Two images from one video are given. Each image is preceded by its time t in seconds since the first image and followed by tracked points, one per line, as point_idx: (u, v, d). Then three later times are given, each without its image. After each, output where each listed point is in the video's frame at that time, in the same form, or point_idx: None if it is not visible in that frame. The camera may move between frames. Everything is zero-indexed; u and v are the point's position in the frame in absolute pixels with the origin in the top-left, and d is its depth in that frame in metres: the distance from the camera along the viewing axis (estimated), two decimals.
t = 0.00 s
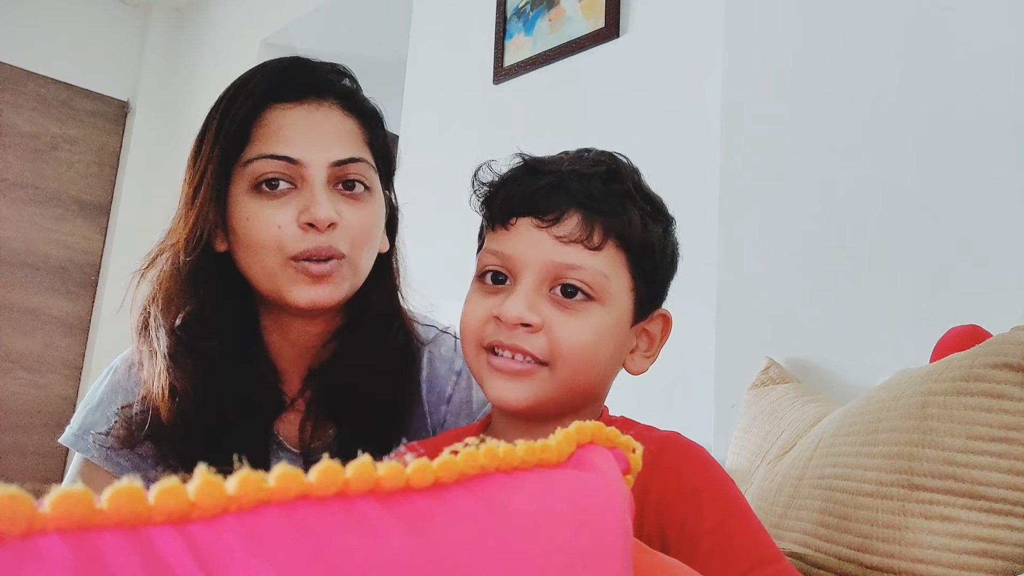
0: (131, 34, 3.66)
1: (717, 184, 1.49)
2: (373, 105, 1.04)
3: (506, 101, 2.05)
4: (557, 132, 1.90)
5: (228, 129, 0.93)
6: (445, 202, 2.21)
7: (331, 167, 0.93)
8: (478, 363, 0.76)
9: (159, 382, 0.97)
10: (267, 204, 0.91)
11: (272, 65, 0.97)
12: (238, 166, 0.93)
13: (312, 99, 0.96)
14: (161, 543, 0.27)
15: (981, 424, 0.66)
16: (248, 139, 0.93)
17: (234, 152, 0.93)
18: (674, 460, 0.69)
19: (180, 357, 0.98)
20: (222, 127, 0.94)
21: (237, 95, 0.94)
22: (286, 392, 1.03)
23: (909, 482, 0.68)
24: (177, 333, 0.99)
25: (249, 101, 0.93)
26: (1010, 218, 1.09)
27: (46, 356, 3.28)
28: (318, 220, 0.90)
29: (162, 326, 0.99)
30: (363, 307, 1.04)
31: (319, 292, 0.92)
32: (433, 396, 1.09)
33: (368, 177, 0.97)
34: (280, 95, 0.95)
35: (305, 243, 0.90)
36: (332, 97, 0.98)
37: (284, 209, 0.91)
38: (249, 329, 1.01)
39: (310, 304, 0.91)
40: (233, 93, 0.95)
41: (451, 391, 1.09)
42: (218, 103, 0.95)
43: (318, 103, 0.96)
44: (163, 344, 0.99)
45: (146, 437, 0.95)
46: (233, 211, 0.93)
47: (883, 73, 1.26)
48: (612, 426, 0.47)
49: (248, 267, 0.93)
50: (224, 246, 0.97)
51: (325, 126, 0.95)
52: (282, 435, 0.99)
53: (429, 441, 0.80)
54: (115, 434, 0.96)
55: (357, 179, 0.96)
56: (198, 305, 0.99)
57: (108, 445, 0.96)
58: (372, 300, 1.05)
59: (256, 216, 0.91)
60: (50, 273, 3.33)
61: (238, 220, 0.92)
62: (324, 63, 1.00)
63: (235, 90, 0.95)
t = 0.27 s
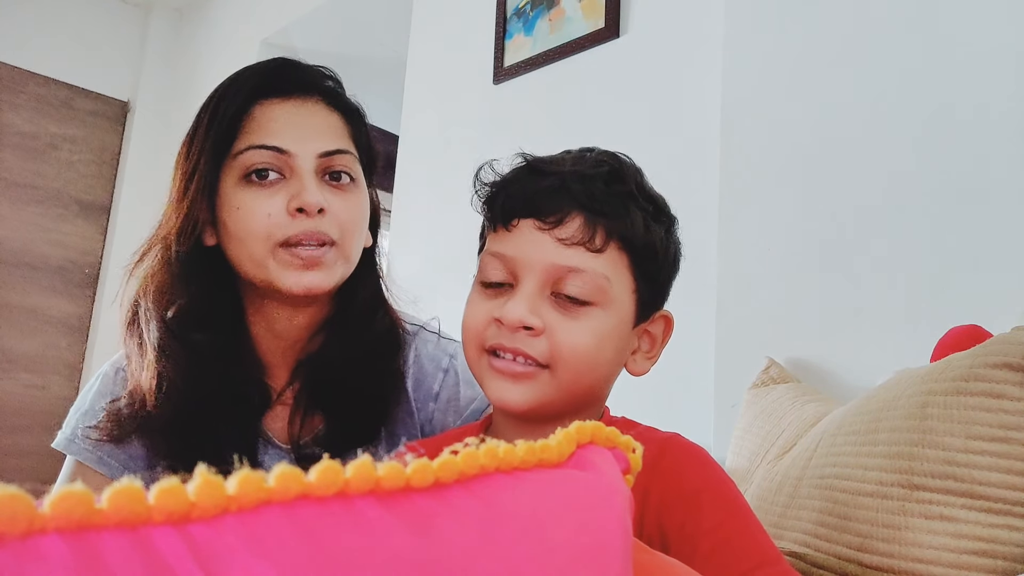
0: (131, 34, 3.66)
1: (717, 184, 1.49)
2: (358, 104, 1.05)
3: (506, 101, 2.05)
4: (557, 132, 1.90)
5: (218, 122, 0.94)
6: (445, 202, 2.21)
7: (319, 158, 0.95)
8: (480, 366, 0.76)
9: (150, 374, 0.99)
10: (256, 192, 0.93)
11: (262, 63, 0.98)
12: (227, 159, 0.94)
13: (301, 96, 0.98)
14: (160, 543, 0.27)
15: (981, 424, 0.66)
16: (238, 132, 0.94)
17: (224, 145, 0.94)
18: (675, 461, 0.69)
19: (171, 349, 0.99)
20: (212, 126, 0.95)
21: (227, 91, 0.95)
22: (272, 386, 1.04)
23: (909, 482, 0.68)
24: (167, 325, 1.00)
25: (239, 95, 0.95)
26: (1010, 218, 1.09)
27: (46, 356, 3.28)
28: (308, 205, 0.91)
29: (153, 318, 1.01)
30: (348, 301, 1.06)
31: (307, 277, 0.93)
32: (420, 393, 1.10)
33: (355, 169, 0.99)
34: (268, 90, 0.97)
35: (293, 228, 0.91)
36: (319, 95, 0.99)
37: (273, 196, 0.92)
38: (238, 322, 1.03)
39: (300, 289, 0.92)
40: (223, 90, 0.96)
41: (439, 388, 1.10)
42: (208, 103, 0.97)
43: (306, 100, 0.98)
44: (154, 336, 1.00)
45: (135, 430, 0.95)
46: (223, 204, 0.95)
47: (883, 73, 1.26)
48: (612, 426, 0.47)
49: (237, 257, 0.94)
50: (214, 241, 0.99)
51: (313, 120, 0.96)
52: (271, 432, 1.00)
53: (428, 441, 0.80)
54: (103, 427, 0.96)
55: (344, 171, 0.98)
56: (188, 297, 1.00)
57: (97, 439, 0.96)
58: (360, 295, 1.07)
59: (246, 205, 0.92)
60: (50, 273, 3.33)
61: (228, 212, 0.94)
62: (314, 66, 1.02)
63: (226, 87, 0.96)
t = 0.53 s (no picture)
0: (132, 35, 3.66)
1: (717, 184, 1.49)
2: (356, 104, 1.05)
3: (506, 101, 2.05)
4: (557, 132, 1.90)
5: (218, 121, 0.94)
6: (445, 202, 2.21)
7: (319, 159, 0.95)
8: (484, 368, 0.76)
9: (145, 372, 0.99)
10: (256, 193, 0.93)
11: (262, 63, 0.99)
12: (226, 158, 0.94)
13: (300, 96, 0.98)
14: (161, 542, 0.27)
15: (981, 424, 0.66)
16: (238, 132, 0.94)
17: (224, 144, 0.94)
18: (676, 461, 0.69)
19: (167, 346, 0.99)
20: (212, 125, 0.95)
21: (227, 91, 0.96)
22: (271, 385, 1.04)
23: (909, 482, 0.68)
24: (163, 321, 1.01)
25: (239, 94, 0.95)
26: (1011, 217, 1.09)
27: (46, 357, 3.28)
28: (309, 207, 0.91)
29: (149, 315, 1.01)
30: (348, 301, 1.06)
31: (307, 276, 0.93)
32: (418, 392, 1.09)
33: (352, 171, 0.99)
34: (266, 89, 0.97)
35: (293, 228, 0.92)
36: (317, 95, 1.00)
37: (273, 197, 0.92)
38: (235, 321, 1.03)
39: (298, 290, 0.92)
40: (222, 90, 0.96)
41: (437, 387, 1.09)
42: (207, 102, 0.97)
43: (305, 101, 0.98)
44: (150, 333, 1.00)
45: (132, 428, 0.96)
46: (222, 204, 0.94)
47: (883, 73, 1.26)
48: (612, 427, 0.47)
49: (236, 257, 0.94)
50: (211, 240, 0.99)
51: (312, 121, 0.96)
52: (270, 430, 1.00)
53: (428, 441, 0.80)
54: (102, 425, 0.96)
55: (342, 172, 0.98)
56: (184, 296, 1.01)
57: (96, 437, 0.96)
58: (360, 294, 1.07)
59: (246, 206, 0.92)
60: (51, 273, 3.33)
61: (228, 211, 0.94)
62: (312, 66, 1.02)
63: (226, 87, 0.97)
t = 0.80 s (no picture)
0: (131, 35, 3.66)
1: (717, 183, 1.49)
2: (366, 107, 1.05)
3: (506, 101, 2.05)
4: (557, 132, 1.90)
5: (227, 124, 0.94)
6: (445, 202, 2.21)
7: (328, 165, 0.95)
8: (489, 370, 0.76)
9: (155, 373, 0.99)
10: (265, 198, 0.93)
11: (270, 64, 0.98)
12: (235, 162, 0.94)
13: (310, 100, 0.98)
14: (161, 542, 0.27)
15: (981, 424, 0.66)
16: (247, 136, 0.94)
17: (231, 147, 0.94)
18: (681, 460, 0.69)
19: (175, 346, 1.00)
20: (222, 126, 0.95)
21: (237, 94, 0.95)
22: (277, 386, 1.04)
23: (909, 482, 0.68)
24: (171, 322, 1.01)
25: (251, 98, 0.95)
26: (1010, 217, 1.09)
27: (47, 357, 3.28)
28: (317, 214, 0.91)
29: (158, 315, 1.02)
30: (354, 305, 1.06)
31: (314, 284, 0.93)
32: (422, 394, 1.09)
33: (361, 176, 0.99)
34: (278, 92, 0.97)
35: (301, 235, 0.92)
36: (329, 99, 0.99)
37: (281, 203, 0.92)
38: (241, 321, 1.04)
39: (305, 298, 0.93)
40: (231, 92, 0.96)
41: (440, 389, 1.09)
42: (217, 103, 0.97)
43: (316, 104, 0.98)
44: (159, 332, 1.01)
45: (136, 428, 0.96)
46: (230, 206, 0.95)
47: (883, 73, 1.26)
48: (612, 426, 0.47)
49: (243, 261, 0.95)
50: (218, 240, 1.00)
51: (323, 125, 0.96)
52: (274, 432, 1.01)
53: (429, 442, 0.80)
54: (107, 425, 0.96)
55: (351, 177, 0.98)
56: (192, 296, 1.01)
57: (99, 437, 0.96)
58: (365, 299, 1.07)
59: (254, 211, 0.92)
60: (51, 273, 3.33)
61: (236, 215, 0.94)
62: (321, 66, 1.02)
63: (234, 88, 0.96)
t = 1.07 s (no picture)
0: (131, 35, 3.66)
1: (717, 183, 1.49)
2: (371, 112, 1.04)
3: (506, 101, 2.05)
4: (557, 132, 1.90)
5: (232, 127, 0.94)
6: (445, 202, 2.21)
7: (334, 170, 0.95)
8: (494, 373, 0.76)
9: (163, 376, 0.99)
10: (270, 203, 0.93)
11: (273, 65, 0.98)
12: (240, 165, 0.94)
13: (316, 103, 0.98)
14: (160, 542, 0.27)
15: (981, 424, 0.66)
16: (250, 139, 0.94)
17: (234, 150, 0.94)
18: (687, 462, 0.69)
19: (182, 348, 1.00)
20: (227, 129, 0.95)
21: (242, 97, 0.95)
22: (280, 388, 1.04)
23: (909, 482, 0.68)
24: (179, 324, 1.01)
25: (257, 102, 0.94)
26: (1010, 217, 1.09)
27: (46, 357, 3.28)
28: (322, 221, 0.91)
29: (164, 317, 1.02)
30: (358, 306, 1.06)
31: (317, 288, 0.94)
32: (424, 394, 1.09)
33: (365, 180, 0.99)
34: (284, 95, 0.96)
35: (305, 240, 0.92)
36: (335, 101, 0.99)
37: (286, 208, 0.92)
38: (245, 322, 1.04)
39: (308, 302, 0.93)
40: (236, 94, 0.96)
41: (442, 390, 1.09)
42: (223, 104, 0.96)
43: (321, 107, 0.97)
44: (166, 335, 1.01)
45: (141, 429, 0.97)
46: (234, 208, 0.95)
47: (883, 73, 1.26)
48: (612, 426, 0.47)
49: (246, 264, 0.95)
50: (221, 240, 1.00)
51: (328, 129, 0.96)
52: (275, 433, 1.01)
53: (430, 442, 0.80)
54: (111, 426, 0.97)
55: (355, 181, 0.98)
56: (198, 298, 1.01)
57: (103, 437, 0.98)
58: (368, 299, 1.07)
59: (258, 214, 0.92)
60: (51, 273, 3.33)
61: (240, 218, 0.94)
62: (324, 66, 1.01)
63: (237, 91, 0.96)
